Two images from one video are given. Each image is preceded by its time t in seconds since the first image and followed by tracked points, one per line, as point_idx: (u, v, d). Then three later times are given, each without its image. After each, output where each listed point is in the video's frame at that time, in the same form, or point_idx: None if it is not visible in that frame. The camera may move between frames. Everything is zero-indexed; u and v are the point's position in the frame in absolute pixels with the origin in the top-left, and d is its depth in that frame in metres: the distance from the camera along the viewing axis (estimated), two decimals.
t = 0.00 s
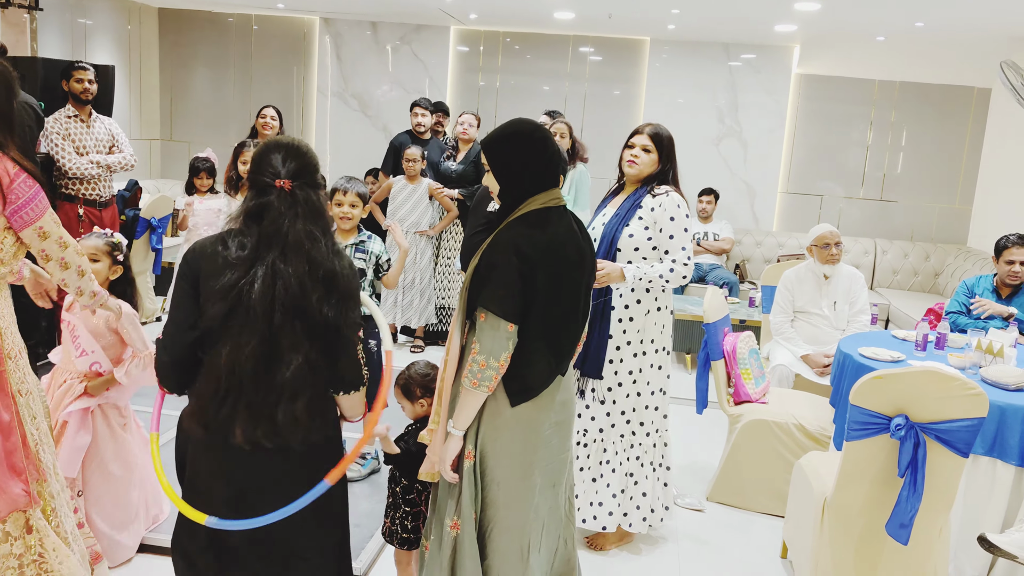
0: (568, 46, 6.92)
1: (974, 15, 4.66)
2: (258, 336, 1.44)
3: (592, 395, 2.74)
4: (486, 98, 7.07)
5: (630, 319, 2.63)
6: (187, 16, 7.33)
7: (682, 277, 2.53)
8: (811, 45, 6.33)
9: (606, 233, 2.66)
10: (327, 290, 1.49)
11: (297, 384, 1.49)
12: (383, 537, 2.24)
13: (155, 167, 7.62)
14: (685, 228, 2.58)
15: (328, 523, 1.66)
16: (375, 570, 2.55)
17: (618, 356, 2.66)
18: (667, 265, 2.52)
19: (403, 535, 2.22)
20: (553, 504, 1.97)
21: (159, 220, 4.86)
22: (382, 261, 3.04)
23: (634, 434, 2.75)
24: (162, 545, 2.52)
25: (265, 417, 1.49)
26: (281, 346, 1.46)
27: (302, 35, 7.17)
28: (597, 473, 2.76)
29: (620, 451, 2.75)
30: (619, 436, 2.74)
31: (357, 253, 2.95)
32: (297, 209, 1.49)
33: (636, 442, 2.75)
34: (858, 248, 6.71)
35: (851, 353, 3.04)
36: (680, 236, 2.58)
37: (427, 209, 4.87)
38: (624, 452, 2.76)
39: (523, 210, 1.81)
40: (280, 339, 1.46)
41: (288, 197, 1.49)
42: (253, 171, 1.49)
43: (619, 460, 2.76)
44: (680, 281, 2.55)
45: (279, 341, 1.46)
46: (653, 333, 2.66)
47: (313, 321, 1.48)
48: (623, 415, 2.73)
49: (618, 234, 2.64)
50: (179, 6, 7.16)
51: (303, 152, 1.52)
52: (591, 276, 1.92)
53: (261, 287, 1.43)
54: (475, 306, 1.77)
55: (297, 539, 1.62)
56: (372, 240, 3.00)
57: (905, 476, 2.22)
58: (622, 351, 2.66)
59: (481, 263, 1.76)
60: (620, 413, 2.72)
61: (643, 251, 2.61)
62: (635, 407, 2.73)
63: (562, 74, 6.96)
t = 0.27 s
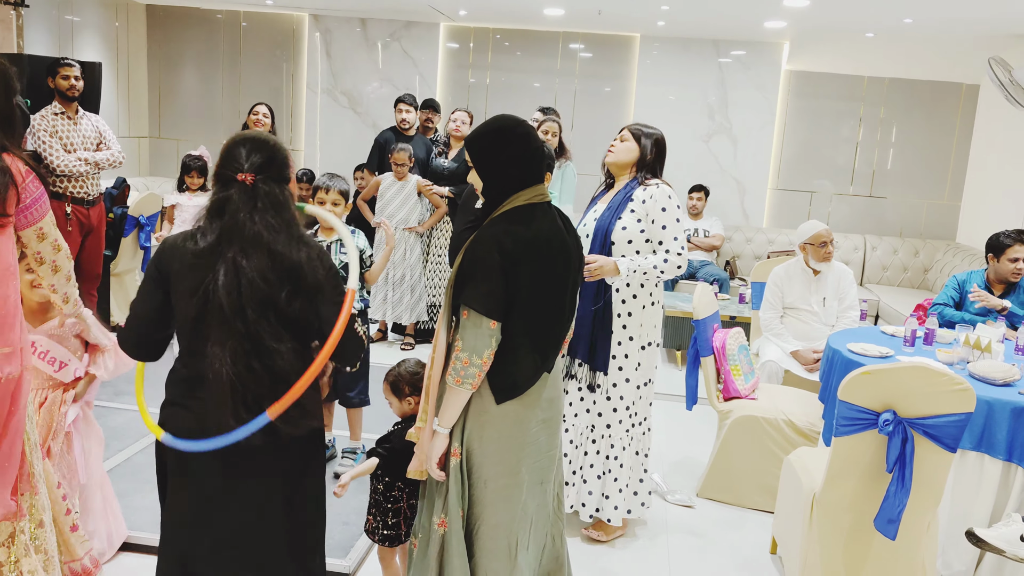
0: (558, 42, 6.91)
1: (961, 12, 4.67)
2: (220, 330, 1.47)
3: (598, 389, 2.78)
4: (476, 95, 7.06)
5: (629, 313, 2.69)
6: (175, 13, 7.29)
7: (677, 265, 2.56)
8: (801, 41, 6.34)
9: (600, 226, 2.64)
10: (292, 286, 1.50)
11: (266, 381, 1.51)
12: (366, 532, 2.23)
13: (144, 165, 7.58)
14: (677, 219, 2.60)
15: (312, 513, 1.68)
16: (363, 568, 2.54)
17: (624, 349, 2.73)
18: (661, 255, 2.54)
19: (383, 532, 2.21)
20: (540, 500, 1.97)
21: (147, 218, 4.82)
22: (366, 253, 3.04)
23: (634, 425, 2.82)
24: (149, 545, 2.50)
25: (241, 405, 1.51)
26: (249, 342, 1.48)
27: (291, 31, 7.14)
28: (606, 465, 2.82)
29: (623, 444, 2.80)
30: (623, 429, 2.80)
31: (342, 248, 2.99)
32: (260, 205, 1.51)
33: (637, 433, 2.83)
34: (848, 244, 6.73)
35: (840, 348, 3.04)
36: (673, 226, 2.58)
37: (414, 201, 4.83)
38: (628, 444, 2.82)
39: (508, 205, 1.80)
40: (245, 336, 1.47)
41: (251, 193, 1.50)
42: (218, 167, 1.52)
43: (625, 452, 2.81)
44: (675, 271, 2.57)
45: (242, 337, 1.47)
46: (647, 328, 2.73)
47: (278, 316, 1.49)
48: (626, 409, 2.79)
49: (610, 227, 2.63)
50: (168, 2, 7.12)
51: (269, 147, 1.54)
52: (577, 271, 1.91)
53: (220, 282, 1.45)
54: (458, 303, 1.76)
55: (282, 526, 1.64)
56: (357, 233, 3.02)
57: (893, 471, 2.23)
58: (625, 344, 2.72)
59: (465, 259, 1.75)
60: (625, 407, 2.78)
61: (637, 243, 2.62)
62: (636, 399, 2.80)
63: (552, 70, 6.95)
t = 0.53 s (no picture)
0: (550, 40, 6.90)
1: (951, 8, 4.68)
2: (196, 330, 1.51)
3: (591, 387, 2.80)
4: (468, 92, 7.05)
5: (620, 313, 2.70)
6: (165, 11, 7.26)
7: (656, 272, 2.55)
8: (792, 38, 6.35)
9: (592, 226, 2.68)
10: (266, 290, 1.51)
11: (242, 384, 1.54)
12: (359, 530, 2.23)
13: (135, 165, 7.55)
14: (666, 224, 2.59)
15: (301, 510, 1.67)
16: (357, 568, 2.53)
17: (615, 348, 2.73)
18: (643, 259, 2.55)
19: (376, 530, 2.21)
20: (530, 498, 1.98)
21: (138, 218, 4.81)
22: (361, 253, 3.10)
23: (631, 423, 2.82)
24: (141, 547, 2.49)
25: (218, 406, 1.53)
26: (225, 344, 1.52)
27: (282, 29, 7.12)
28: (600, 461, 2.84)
29: (617, 442, 2.81)
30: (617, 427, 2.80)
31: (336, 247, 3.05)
32: (235, 208, 1.50)
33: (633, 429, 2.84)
34: (839, 240, 6.74)
35: (831, 345, 3.05)
36: (660, 232, 2.58)
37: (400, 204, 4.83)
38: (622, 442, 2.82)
39: (496, 203, 1.80)
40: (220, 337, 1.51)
41: (226, 196, 1.50)
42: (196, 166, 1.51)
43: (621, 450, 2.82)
44: (656, 277, 2.58)
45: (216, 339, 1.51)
46: (639, 327, 2.74)
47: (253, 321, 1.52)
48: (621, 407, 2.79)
49: (602, 227, 2.66)
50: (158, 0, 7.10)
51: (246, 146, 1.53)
52: (566, 269, 1.91)
53: (193, 286, 1.48)
54: (446, 302, 1.77)
55: (275, 522, 1.65)
56: (352, 232, 3.08)
57: (885, 467, 2.24)
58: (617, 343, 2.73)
59: (452, 257, 1.75)
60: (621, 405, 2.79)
61: (627, 245, 2.63)
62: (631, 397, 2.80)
63: (544, 68, 6.94)
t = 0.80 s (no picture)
0: (542, 39, 6.90)
1: (942, 5, 4.69)
2: (162, 330, 1.48)
3: (587, 388, 2.80)
4: (461, 92, 7.05)
5: (615, 314, 2.69)
6: (156, 12, 7.24)
7: (648, 274, 2.55)
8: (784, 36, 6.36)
9: (587, 229, 2.71)
10: (237, 297, 1.47)
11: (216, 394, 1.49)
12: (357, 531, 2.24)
13: (127, 167, 7.53)
14: (660, 227, 2.59)
15: (290, 512, 1.66)
16: (353, 569, 2.53)
17: (608, 349, 2.72)
18: (635, 262, 2.55)
19: (376, 533, 2.21)
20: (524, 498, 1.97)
21: (130, 220, 4.79)
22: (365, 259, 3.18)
23: (627, 424, 2.81)
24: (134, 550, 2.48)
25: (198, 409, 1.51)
26: (191, 346, 1.47)
27: (274, 30, 7.11)
28: (596, 462, 2.84)
29: (612, 442, 2.81)
30: (613, 428, 2.80)
31: (341, 251, 3.12)
32: (221, 212, 1.50)
33: (631, 431, 2.83)
34: (833, 238, 6.75)
35: (825, 342, 3.05)
36: (653, 234, 2.59)
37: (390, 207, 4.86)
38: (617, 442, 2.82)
39: (485, 203, 1.80)
40: (183, 340, 1.47)
41: (215, 198, 1.51)
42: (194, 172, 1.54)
43: (617, 451, 2.82)
44: (647, 279, 2.57)
45: (180, 341, 1.47)
46: (636, 327, 2.72)
47: (220, 327, 1.47)
48: (616, 408, 2.78)
49: (596, 229, 2.68)
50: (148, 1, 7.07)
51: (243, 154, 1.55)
52: (557, 267, 1.91)
53: (164, 283, 1.47)
54: (435, 303, 1.76)
55: (262, 522, 1.62)
56: (356, 238, 3.15)
57: (879, 464, 2.24)
58: (610, 345, 2.72)
59: (441, 257, 1.75)
60: (617, 407, 2.78)
61: (621, 247, 2.65)
62: (625, 399, 2.79)
63: (537, 67, 6.94)
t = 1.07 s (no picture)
0: (534, 39, 6.90)
1: (933, 3, 4.71)
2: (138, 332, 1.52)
3: (581, 390, 2.79)
4: (453, 93, 7.04)
5: (611, 315, 2.70)
6: (147, 14, 7.22)
7: (649, 276, 2.58)
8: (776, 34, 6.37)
9: (585, 229, 2.72)
10: (213, 311, 1.50)
11: (195, 400, 1.52)
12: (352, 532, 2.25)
13: (119, 170, 7.50)
14: (659, 229, 2.60)
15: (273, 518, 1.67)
16: (349, 570, 2.54)
17: (603, 350, 2.73)
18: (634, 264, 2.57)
19: (371, 533, 2.22)
20: (517, 500, 1.98)
21: (124, 223, 4.78)
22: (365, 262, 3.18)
23: (623, 425, 2.81)
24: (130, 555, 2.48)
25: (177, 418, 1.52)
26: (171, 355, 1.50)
27: (265, 31, 7.10)
28: (591, 463, 2.83)
29: (608, 444, 2.81)
30: (609, 430, 2.80)
31: (342, 252, 3.12)
32: (222, 231, 1.57)
33: (627, 432, 2.83)
34: (826, 236, 6.77)
35: (819, 340, 3.06)
36: (653, 237, 2.60)
37: (383, 215, 4.86)
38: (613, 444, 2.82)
39: (475, 204, 1.80)
40: (155, 342, 1.51)
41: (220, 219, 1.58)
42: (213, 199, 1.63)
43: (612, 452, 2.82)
44: (646, 282, 2.60)
45: (151, 342, 1.51)
46: (632, 328, 2.74)
47: (190, 335, 1.50)
48: (612, 409, 2.78)
49: (594, 230, 2.69)
50: (139, 3, 7.05)
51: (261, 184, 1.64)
52: (547, 267, 1.91)
53: (153, 286, 1.53)
54: (426, 304, 1.77)
55: (248, 528, 1.61)
56: (357, 241, 3.16)
57: (874, 461, 2.25)
58: (605, 345, 2.73)
59: (431, 259, 1.75)
60: (612, 408, 2.78)
61: (618, 248, 2.65)
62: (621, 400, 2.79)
63: (529, 67, 6.94)
